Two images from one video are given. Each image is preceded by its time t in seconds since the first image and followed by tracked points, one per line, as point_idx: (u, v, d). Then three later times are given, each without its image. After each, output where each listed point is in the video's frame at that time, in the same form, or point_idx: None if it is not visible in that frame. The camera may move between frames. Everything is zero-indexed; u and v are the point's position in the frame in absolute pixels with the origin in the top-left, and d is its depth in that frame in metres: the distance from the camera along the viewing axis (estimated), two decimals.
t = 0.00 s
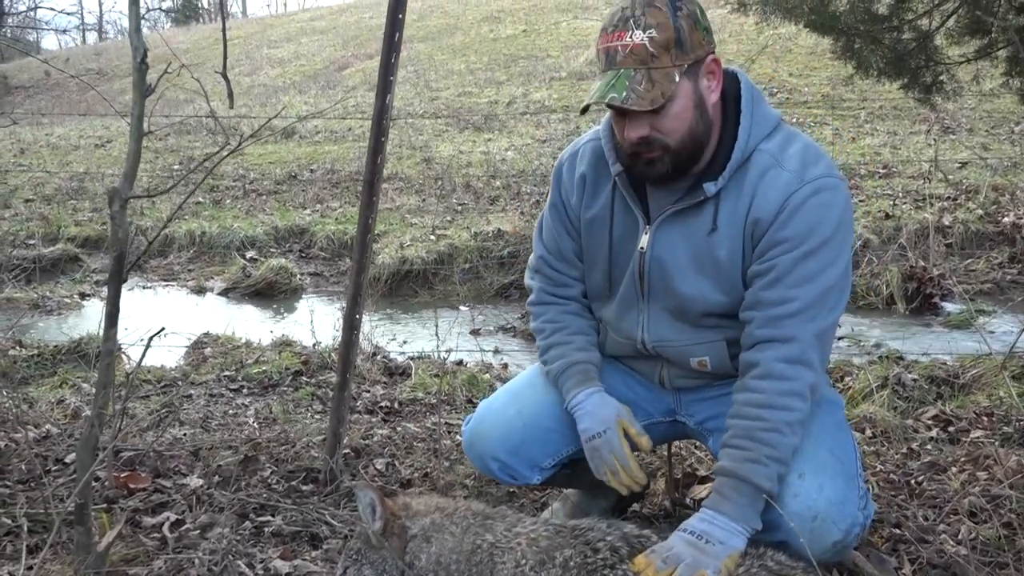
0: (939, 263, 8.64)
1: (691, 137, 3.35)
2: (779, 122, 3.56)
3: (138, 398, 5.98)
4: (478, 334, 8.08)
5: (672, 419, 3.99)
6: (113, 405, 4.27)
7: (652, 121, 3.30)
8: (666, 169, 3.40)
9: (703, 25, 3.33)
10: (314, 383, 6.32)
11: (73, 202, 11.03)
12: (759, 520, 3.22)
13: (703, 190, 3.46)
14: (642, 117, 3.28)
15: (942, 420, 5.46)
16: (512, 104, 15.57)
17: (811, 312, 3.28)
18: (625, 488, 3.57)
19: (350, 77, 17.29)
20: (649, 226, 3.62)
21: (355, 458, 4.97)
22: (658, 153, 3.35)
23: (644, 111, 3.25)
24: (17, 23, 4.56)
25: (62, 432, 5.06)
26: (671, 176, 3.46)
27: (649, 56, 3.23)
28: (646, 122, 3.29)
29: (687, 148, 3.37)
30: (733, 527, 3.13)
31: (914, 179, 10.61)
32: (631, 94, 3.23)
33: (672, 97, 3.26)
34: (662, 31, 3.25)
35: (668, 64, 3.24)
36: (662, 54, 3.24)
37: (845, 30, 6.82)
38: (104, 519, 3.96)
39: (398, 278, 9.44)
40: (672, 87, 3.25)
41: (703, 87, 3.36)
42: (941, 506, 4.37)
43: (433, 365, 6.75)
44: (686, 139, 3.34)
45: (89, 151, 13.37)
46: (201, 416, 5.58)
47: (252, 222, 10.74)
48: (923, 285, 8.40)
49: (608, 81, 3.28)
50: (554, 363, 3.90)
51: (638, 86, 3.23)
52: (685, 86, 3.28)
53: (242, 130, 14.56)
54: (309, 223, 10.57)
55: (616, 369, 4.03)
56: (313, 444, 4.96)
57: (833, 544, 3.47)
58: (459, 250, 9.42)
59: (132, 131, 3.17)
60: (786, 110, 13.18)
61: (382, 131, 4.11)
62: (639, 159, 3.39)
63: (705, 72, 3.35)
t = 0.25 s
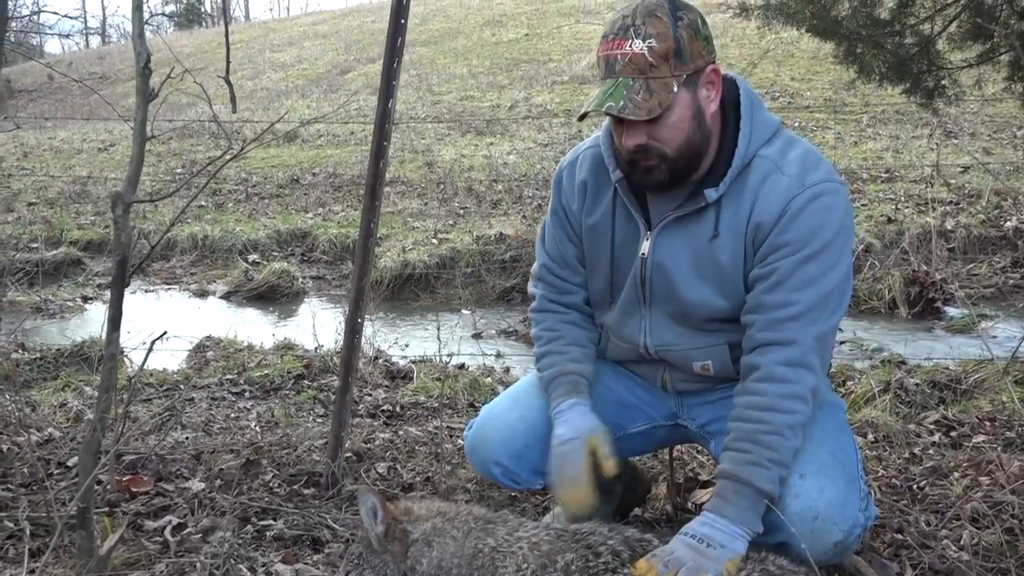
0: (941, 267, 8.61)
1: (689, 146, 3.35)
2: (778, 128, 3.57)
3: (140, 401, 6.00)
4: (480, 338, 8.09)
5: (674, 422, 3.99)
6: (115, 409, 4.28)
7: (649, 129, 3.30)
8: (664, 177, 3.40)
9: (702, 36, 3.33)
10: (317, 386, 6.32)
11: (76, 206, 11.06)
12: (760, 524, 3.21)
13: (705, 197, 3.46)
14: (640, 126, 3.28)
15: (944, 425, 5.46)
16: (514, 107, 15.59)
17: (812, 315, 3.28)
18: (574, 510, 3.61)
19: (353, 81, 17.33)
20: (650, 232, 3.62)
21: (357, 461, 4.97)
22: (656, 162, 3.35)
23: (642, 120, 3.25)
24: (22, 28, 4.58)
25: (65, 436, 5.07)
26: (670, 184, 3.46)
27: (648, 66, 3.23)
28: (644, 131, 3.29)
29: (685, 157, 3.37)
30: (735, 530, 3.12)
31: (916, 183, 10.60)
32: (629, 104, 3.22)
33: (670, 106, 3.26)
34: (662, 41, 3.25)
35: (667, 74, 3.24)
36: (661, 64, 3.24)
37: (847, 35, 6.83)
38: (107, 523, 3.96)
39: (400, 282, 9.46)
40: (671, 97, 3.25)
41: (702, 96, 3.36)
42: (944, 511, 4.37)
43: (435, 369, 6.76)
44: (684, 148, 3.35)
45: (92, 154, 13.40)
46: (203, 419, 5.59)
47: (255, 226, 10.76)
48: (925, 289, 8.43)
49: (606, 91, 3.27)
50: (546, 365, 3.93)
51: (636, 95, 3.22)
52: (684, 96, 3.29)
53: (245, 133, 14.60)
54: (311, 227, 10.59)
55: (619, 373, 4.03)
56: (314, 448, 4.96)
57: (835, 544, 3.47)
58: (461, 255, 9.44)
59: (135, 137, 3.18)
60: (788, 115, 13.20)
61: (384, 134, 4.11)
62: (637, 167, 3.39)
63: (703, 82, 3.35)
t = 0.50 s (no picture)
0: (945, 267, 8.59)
1: (686, 148, 3.35)
2: (771, 126, 3.57)
3: (144, 403, 6.00)
4: (483, 339, 8.10)
5: (682, 421, 3.98)
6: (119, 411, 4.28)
7: (646, 130, 3.30)
8: (660, 180, 3.40)
9: (700, 39, 3.34)
10: (319, 389, 6.32)
11: (79, 209, 11.07)
12: (762, 521, 3.23)
13: (706, 197, 3.45)
14: (637, 126, 3.29)
15: (947, 425, 5.45)
16: (516, 109, 15.61)
17: (811, 308, 3.28)
18: (498, 546, 3.09)
19: (355, 83, 17.36)
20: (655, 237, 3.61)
21: (360, 463, 4.97)
22: (653, 164, 3.35)
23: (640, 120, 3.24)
24: (25, 32, 4.60)
25: (69, 438, 5.06)
26: (668, 186, 3.45)
27: (647, 65, 3.23)
28: (640, 131, 3.29)
29: (682, 158, 3.37)
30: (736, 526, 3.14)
31: (919, 183, 10.60)
32: (627, 102, 3.21)
33: (668, 107, 3.26)
34: (660, 42, 3.25)
35: (665, 74, 3.23)
36: (659, 65, 3.24)
37: (849, 36, 6.83)
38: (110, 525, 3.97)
39: (402, 284, 9.48)
40: (669, 97, 3.25)
41: (699, 99, 3.37)
42: (947, 512, 4.36)
43: (438, 371, 6.76)
44: (682, 150, 3.35)
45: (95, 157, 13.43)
46: (206, 422, 5.58)
47: (257, 228, 10.77)
48: (929, 289, 8.38)
49: (603, 90, 3.25)
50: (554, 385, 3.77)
51: (634, 94, 3.21)
52: (681, 97, 3.29)
53: (247, 135, 14.63)
54: (314, 229, 10.61)
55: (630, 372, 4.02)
56: (318, 449, 4.96)
57: (835, 538, 3.44)
58: (464, 256, 9.46)
59: (138, 139, 3.18)
60: (790, 115, 13.21)
61: (387, 136, 4.11)
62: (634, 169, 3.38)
63: (700, 84, 3.36)
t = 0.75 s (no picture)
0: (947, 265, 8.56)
1: (701, 132, 3.38)
2: (767, 121, 3.57)
3: (147, 402, 6.01)
4: (485, 338, 8.10)
5: (692, 420, 3.97)
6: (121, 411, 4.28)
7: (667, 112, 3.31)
8: (679, 166, 3.39)
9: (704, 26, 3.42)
10: (321, 388, 6.33)
11: (81, 209, 11.09)
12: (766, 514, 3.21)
13: (706, 193, 3.43)
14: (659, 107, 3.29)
15: (950, 424, 5.45)
16: (518, 108, 15.61)
17: (814, 301, 3.27)
18: (577, 552, 2.96)
19: (356, 83, 17.36)
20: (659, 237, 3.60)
21: (362, 463, 4.97)
22: (671, 149, 3.36)
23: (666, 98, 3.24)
24: (27, 31, 4.60)
25: (71, 438, 5.07)
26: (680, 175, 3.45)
27: (668, 45, 3.23)
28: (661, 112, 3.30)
29: (697, 144, 3.39)
30: (740, 519, 3.12)
31: (921, 182, 10.58)
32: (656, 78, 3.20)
33: (686, 90, 3.30)
34: (676, 25, 3.28)
35: (685, 54, 3.26)
36: (677, 44, 3.26)
37: (851, 34, 6.82)
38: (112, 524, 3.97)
39: (404, 283, 9.48)
40: (689, 79, 3.28)
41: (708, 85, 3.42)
42: (950, 511, 4.36)
43: (440, 370, 6.76)
44: (697, 135, 3.37)
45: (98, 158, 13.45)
46: (209, 421, 5.59)
47: (259, 227, 10.78)
48: (931, 288, 8.37)
49: (627, 67, 3.23)
50: (571, 388, 3.75)
51: (661, 70, 3.21)
52: (696, 80, 3.33)
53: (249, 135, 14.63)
54: (316, 228, 10.61)
55: (641, 372, 4.02)
56: (320, 449, 4.96)
57: (850, 531, 3.44)
58: (465, 256, 9.46)
59: (140, 139, 3.18)
60: (792, 114, 13.20)
61: (389, 136, 4.10)
62: (652, 154, 3.37)
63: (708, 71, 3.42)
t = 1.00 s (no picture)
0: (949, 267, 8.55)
1: (713, 126, 3.41)
2: (776, 126, 3.56)
3: (148, 403, 6.01)
4: (485, 339, 8.10)
5: (689, 421, 3.96)
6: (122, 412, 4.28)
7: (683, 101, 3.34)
8: (692, 157, 3.38)
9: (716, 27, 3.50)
10: (323, 389, 6.32)
11: (82, 210, 11.09)
12: (770, 520, 3.20)
13: (714, 195, 3.43)
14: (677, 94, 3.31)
15: (952, 425, 5.44)
16: (519, 109, 15.61)
17: (822, 309, 3.27)
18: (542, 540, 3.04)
19: (357, 84, 17.37)
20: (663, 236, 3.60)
21: (363, 464, 4.97)
22: (684, 139, 3.36)
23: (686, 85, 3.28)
24: (28, 33, 4.59)
25: (72, 439, 5.07)
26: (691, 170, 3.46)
27: (687, 35, 3.29)
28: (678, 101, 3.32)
29: (709, 137, 3.40)
30: (743, 523, 3.10)
31: (923, 183, 10.57)
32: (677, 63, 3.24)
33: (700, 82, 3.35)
34: (693, 18, 3.35)
35: (703, 45, 3.32)
36: (696, 35, 3.32)
37: (853, 35, 6.82)
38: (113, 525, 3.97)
39: (405, 284, 9.48)
40: (705, 70, 3.33)
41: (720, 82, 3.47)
42: (953, 512, 4.35)
43: (441, 371, 6.76)
44: (710, 128, 3.40)
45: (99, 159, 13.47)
46: (210, 423, 5.58)
47: (260, 228, 10.78)
48: (933, 289, 8.36)
49: (650, 53, 3.27)
50: (549, 377, 3.75)
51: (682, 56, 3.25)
52: (711, 73, 3.38)
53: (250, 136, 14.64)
54: (317, 229, 10.62)
55: (639, 371, 4.01)
56: (321, 450, 4.95)
57: (850, 537, 3.43)
58: (466, 257, 9.46)
59: (141, 140, 3.18)
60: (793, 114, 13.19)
61: (389, 136, 4.09)
62: (664, 145, 3.38)
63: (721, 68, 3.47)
